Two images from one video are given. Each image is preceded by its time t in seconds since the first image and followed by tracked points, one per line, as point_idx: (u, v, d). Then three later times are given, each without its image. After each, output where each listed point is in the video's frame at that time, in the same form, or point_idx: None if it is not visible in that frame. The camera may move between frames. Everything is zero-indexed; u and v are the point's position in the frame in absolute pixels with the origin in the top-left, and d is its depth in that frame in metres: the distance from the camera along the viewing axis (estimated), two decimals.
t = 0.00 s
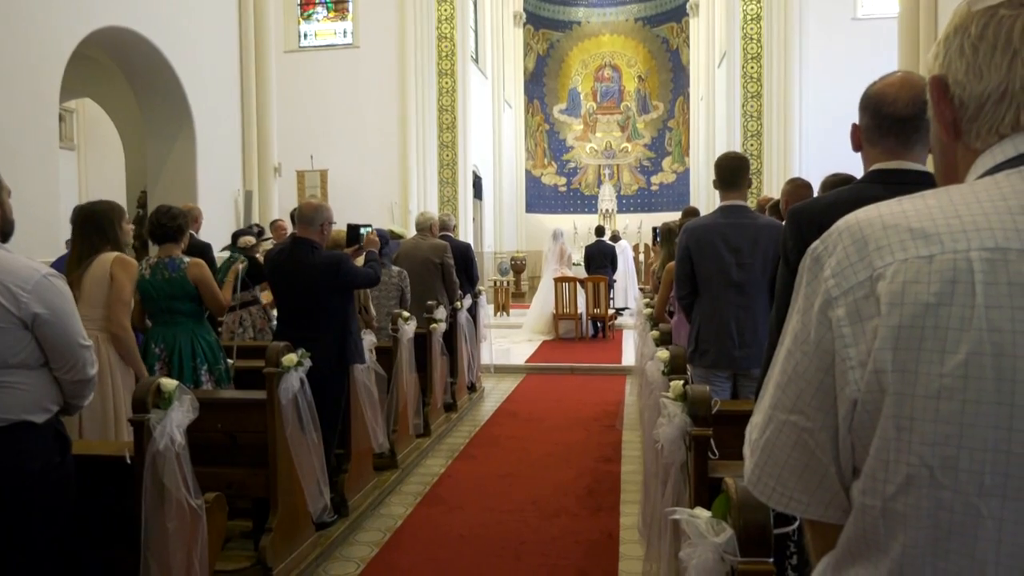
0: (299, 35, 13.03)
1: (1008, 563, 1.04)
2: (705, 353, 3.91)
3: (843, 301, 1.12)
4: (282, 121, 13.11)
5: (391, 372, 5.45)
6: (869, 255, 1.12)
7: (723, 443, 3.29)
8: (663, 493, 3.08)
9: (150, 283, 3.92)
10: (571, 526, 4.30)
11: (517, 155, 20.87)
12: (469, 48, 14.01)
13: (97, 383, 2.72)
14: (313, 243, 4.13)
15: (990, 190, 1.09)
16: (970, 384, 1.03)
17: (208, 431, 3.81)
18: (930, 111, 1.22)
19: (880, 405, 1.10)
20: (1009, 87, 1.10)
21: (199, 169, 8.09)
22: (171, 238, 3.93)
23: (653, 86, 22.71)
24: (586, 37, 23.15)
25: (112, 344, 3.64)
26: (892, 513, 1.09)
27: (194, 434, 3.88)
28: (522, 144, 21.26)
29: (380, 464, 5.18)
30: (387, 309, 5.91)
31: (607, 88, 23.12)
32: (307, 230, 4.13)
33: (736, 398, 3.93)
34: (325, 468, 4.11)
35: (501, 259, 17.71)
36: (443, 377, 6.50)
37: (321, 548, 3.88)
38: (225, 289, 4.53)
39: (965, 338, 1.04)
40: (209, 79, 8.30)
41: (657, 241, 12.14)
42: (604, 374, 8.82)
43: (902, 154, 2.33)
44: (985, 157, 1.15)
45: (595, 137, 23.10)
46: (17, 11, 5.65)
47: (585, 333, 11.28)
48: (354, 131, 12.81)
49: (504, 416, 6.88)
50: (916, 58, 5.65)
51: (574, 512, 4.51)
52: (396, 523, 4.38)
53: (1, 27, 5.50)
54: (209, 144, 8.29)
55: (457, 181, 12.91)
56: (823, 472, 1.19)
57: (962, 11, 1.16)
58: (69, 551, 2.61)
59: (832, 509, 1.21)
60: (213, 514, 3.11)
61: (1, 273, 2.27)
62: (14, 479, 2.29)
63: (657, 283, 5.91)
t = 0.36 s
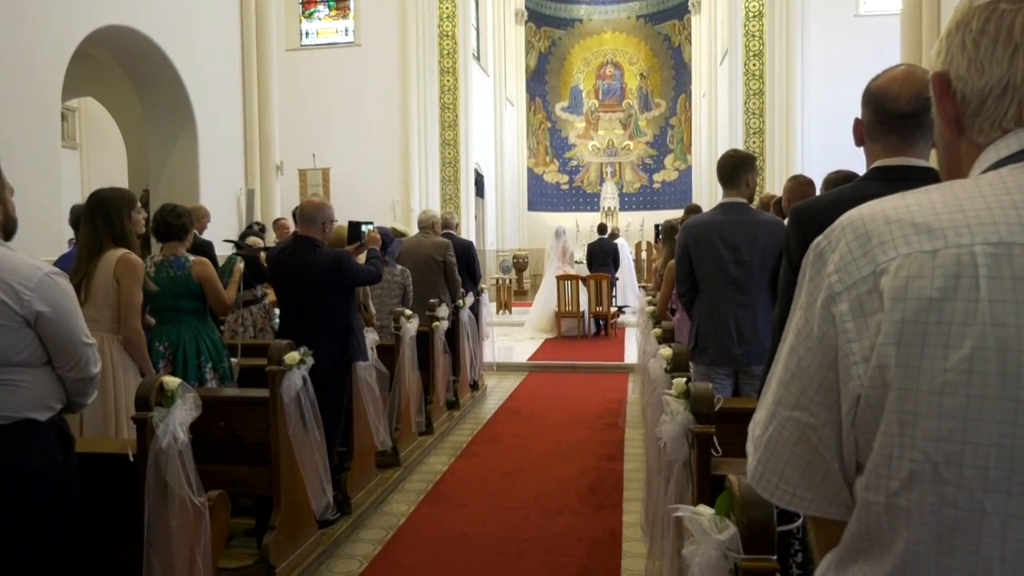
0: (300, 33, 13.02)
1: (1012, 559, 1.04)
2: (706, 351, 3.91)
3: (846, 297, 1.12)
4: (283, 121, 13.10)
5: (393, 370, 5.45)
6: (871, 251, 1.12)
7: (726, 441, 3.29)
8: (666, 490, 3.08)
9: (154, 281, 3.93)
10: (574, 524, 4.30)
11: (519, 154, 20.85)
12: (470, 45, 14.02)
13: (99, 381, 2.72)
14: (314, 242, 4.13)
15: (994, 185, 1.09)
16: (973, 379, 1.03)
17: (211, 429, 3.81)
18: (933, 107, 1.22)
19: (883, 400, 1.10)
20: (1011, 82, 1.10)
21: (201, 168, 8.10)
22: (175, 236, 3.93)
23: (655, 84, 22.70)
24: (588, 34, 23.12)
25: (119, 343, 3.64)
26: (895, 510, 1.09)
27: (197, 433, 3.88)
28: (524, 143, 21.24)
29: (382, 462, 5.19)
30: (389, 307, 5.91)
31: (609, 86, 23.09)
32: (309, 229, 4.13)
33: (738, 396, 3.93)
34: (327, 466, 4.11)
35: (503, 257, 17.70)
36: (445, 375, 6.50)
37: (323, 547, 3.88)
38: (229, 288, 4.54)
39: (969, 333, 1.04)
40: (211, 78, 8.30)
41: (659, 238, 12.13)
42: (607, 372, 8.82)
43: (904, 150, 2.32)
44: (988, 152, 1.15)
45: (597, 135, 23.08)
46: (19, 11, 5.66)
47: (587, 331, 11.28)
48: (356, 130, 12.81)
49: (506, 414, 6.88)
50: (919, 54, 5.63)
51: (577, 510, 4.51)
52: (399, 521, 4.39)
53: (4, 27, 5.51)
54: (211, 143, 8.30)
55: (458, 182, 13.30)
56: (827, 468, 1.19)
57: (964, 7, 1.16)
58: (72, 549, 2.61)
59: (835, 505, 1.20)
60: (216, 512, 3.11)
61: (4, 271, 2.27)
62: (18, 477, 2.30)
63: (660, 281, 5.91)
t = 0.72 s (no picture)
0: (302, 31, 13.02)
1: (1010, 554, 1.04)
2: (705, 348, 3.91)
3: (845, 292, 1.13)
4: (285, 119, 13.09)
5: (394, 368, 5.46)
6: (872, 246, 1.12)
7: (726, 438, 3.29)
8: (666, 488, 3.08)
9: (156, 278, 3.93)
10: (574, 521, 4.31)
11: (520, 151, 20.84)
12: (471, 44, 14.02)
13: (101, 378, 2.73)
14: (315, 239, 4.14)
15: (995, 181, 1.09)
16: (972, 374, 1.03)
17: (212, 426, 3.82)
18: (934, 104, 1.22)
19: (882, 395, 1.10)
20: (1011, 78, 1.10)
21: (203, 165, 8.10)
22: (179, 232, 3.93)
23: (656, 82, 22.68)
24: (589, 32, 23.10)
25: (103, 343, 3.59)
26: (894, 504, 1.10)
27: (199, 429, 3.89)
28: (525, 140, 21.23)
29: (383, 459, 5.20)
30: (390, 305, 5.91)
31: (610, 84, 23.07)
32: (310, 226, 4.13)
33: (737, 394, 3.92)
34: (328, 463, 4.12)
35: (503, 256, 17.69)
36: (446, 373, 6.51)
37: (324, 543, 3.90)
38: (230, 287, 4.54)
39: (967, 329, 1.04)
40: (212, 75, 8.30)
41: (659, 238, 12.12)
42: (607, 370, 8.83)
43: (905, 149, 2.33)
44: (989, 149, 1.15)
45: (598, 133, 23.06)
46: (21, 8, 5.66)
47: (587, 329, 11.28)
48: (356, 129, 12.81)
49: (507, 412, 6.89)
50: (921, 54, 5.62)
51: (577, 507, 4.52)
52: (399, 518, 4.40)
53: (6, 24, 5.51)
54: (213, 140, 8.30)
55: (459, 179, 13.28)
56: (826, 463, 1.19)
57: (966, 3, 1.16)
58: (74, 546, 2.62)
59: (833, 499, 1.21)
60: (217, 510, 3.12)
61: (6, 268, 2.27)
62: (21, 473, 2.31)
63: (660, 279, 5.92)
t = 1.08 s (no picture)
0: (297, 26, 12.95)
1: (1004, 552, 1.04)
2: (699, 345, 3.92)
3: (843, 290, 1.13)
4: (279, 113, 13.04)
5: (389, 363, 5.46)
6: (870, 244, 1.12)
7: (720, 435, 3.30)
8: (660, 485, 3.09)
9: (150, 272, 3.92)
10: (569, 517, 4.32)
11: (516, 147, 20.81)
12: (468, 40, 14.00)
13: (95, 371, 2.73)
14: (311, 235, 4.14)
15: (994, 181, 1.09)
16: (967, 373, 1.04)
17: (207, 420, 3.82)
18: (933, 103, 1.22)
19: (878, 393, 1.11)
20: (1010, 79, 1.10)
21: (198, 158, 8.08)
22: (176, 226, 3.92)
23: (652, 79, 22.69)
24: (586, 29, 23.06)
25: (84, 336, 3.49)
26: (889, 501, 1.10)
27: (193, 424, 3.88)
28: (521, 135, 21.19)
29: (377, 455, 5.20)
30: (384, 301, 5.91)
31: (605, 81, 23.08)
32: (305, 221, 4.13)
33: (731, 391, 3.92)
34: (323, 458, 4.13)
35: (498, 253, 17.68)
36: (441, 369, 6.51)
37: (319, 538, 3.90)
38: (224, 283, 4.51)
39: (963, 328, 1.05)
40: (207, 68, 8.27)
41: (653, 237, 12.14)
42: (601, 367, 8.85)
43: (900, 148, 2.33)
44: (987, 148, 1.16)
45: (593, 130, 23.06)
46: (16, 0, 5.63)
47: (582, 326, 11.30)
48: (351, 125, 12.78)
49: (501, 407, 6.90)
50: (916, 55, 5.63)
51: (572, 503, 4.53)
52: (394, 513, 4.40)
53: None
54: (207, 132, 8.27)
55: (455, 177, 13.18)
56: (821, 460, 1.20)
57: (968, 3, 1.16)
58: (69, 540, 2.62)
59: (829, 496, 1.21)
60: (212, 504, 3.12)
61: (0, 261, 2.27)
62: (16, 466, 2.30)
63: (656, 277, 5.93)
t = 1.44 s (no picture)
0: (297, 23, 12.93)
1: (999, 551, 1.04)
2: (698, 344, 3.93)
3: (839, 288, 1.13)
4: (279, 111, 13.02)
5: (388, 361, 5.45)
6: (865, 243, 1.13)
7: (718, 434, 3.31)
8: (658, 482, 3.09)
9: (148, 269, 3.93)
10: (567, 516, 4.32)
11: (516, 145, 20.80)
12: (468, 39, 13.98)
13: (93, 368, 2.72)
14: (310, 232, 4.13)
15: (990, 180, 1.10)
16: (962, 371, 1.04)
17: (205, 418, 3.81)
18: (931, 101, 1.22)
19: (873, 391, 1.11)
20: (1007, 77, 1.10)
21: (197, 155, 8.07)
22: (177, 223, 3.92)
23: (652, 78, 22.71)
24: (586, 27, 23.00)
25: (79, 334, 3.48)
26: (883, 500, 1.10)
27: (192, 421, 3.88)
28: (521, 134, 21.17)
29: (375, 453, 5.21)
30: (383, 299, 5.90)
31: (605, 80, 23.07)
32: (305, 219, 4.12)
33: (729, 390, 3.93)
34: (321, 456, 4.12)
35: (497, 251, 17.67)
36: (440, 367, 6.51)
37: (317, 536, 3.90)
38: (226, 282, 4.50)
39: (958, 327, 1.05)
40: (207, 65, 8.28)
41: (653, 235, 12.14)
42: (601, 365, 8.85)
43: (897, 146, 2.33)
44: (984, 147, 1.16)
45: (593, 128, 23.08)
46: None
47: (581, 324, 11.30)
48: (351, 122, 12.77)
49: (500, 406, 6.90)
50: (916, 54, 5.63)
51: (570, 501, 4.54)
52: (392, 511, 4.40)
53: None
54: (207, 130, 8.27)
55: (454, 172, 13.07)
56: (817, 458, 1.20)
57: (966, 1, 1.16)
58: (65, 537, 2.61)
59: (824, 494, 1.22)
60: (209, 502, 3.12)
61: None
62: (13, 463, 2.30)
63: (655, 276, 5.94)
